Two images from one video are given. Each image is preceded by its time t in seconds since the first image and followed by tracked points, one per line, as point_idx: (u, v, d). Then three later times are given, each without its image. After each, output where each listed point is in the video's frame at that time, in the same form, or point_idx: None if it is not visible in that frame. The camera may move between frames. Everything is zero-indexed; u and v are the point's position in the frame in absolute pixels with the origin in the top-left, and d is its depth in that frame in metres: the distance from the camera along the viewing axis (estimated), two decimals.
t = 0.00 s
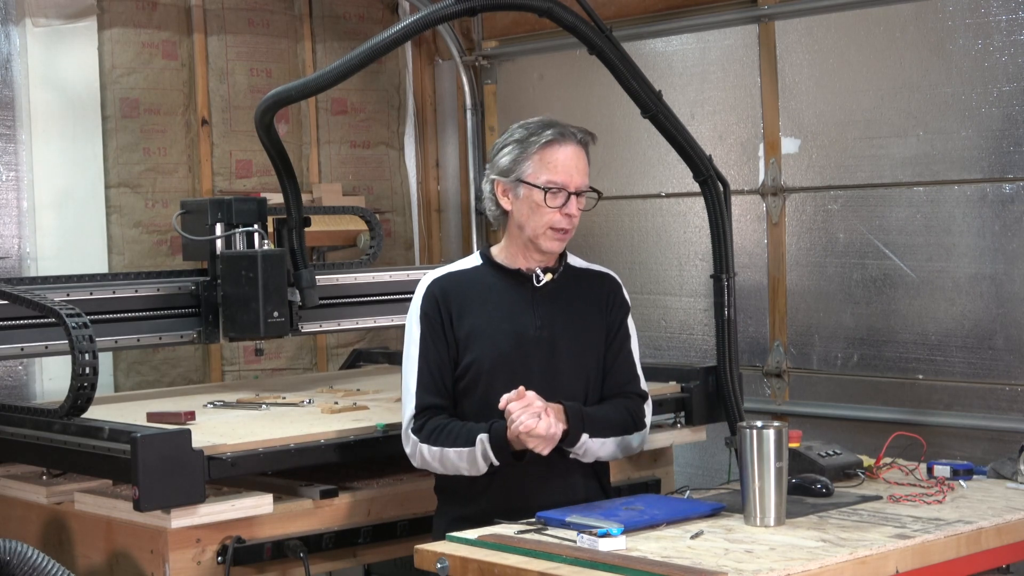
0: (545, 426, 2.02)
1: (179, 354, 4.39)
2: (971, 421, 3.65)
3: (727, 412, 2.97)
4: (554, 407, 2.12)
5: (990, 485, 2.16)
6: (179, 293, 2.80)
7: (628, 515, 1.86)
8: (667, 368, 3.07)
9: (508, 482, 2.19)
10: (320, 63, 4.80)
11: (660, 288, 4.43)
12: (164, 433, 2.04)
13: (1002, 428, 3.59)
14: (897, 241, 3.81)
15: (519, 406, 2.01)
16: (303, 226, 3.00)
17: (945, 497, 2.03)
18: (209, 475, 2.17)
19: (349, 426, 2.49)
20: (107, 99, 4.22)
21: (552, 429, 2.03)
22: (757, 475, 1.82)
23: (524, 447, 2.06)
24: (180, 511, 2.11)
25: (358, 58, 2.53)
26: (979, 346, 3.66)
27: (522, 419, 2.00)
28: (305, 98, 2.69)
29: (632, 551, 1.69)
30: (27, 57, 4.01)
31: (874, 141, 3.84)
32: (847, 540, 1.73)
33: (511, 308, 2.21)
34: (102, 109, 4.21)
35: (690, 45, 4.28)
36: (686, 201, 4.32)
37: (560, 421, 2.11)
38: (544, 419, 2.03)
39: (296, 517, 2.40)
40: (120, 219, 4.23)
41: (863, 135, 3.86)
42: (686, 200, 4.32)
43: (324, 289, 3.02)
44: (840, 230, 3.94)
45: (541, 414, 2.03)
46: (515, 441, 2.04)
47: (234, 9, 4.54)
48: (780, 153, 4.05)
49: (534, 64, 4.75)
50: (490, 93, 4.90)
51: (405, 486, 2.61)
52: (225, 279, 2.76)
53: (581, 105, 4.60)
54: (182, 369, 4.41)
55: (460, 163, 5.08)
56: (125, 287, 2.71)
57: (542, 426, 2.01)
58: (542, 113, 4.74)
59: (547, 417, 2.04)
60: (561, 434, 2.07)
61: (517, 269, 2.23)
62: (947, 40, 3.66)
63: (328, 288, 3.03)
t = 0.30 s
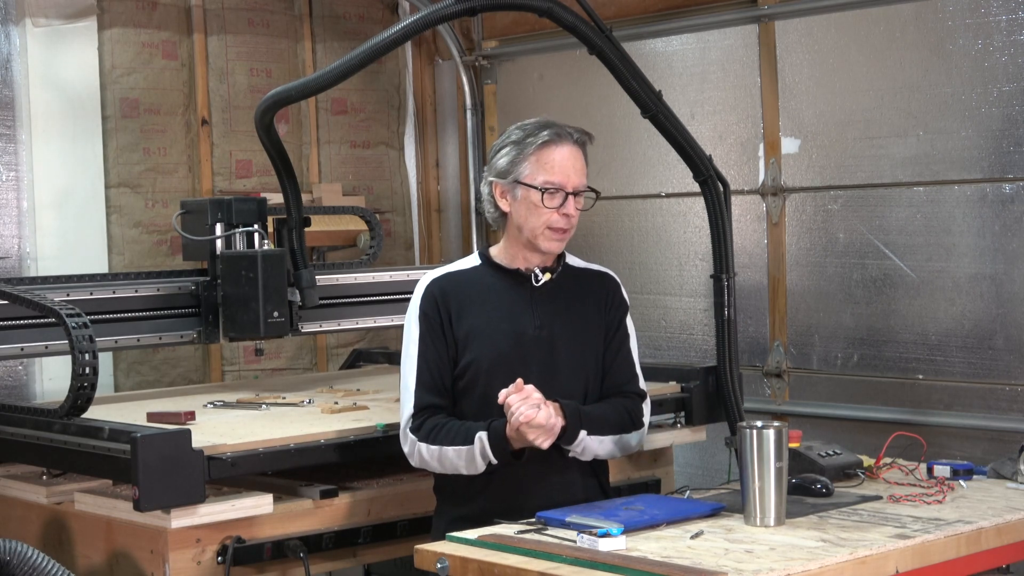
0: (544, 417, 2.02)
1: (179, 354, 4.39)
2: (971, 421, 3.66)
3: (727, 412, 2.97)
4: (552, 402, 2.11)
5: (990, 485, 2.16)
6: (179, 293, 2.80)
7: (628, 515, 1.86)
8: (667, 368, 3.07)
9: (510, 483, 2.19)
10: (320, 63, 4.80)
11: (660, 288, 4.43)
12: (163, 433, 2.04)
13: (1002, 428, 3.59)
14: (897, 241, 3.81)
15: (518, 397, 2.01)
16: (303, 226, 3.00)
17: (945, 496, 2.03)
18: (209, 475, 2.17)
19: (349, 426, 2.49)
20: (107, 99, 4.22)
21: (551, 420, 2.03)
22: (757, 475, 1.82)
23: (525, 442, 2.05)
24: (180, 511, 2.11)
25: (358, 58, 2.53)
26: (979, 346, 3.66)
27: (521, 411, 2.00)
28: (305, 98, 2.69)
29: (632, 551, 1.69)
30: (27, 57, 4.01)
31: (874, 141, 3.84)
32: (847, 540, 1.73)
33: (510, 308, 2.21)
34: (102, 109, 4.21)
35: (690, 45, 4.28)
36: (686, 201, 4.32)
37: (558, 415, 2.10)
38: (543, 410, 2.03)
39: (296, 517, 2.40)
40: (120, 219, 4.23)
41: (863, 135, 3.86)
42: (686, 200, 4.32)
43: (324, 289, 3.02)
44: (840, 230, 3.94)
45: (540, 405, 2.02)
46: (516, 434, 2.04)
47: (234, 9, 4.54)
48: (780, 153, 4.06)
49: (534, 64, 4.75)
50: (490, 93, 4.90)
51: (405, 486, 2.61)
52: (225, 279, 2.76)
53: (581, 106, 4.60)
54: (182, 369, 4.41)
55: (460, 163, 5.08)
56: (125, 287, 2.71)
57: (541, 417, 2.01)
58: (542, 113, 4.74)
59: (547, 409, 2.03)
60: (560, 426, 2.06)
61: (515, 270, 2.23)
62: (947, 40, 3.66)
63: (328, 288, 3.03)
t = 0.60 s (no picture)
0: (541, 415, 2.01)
1: (179, 354, 4.39)
2: (971, 421, 3.66)
3: (727, 412, 2.97)
4: (548, 400, 2.11)
5: (990, 485, 2.16)
6: (179, 293, 2.80)
7: (628, 515, 1.86)
8: (667, 368, 3.07)
9: (511, 481, 2.19)
10: (320, 63, 4.80)
11: (660, 288, 4.43)
12: (163, 433, 2.04)
13: (1002, 428, 3.59)
14: (897, 241, 3.81)
15: (514, 396, 2.00)
16: (303, 226, 3.00)
17: (945, 497, 2.03)
18: (209, 475, 2.17)
19: (349, 426, 2.49)
20: (107, 99, 4.22)
21: (548, 417, 2.03)
22: (757, 475, 1.82)
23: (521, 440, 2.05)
24: (180, 511, 2.11)
25: (358, 58, 2.53)
26: (979, 346, 3.66)
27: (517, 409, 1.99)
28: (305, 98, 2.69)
29: (632, 551, 1.69)
30: (27, 57, 4.01)
31: (874, 141, 3.84)
32: (847, 540, 1.73)
33: (508, 306, 2.21)
34: (102, 109, 4.21)
35: (690, 45, 4.28)
36: (686, 201, 4.32)
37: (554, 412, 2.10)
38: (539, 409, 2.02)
39: (296, 517, 2.40)
40: (120, 219, 4.23)
41: (863, 135, 3.86)
42: (686, 200, 4.32)
43: (324, 289, 3.02)
44: (840, 230, 3.94)
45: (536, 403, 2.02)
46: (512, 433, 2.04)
47: (234, 9, 4.54)
48: (780, 153, 4.05)
49: (534, 64, 4.75)
50: (490, 93, 4.90)
51: (405, 486, 2.61)
52: (225, 279, 2.76)
53: (581, 106, 4.60)
54: (182, 369, 4.41)
55: (460, 163, 5.08)
56: (125, 287, 2.71)
57: (537, 415, 2.00)
58: (542, 113, 4.74)
59: (543, 407, 2.03)
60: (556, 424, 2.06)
61: (513, 270, 2.23)
62: (947, 40, 3.66)
63: (328, 288, 3.03)
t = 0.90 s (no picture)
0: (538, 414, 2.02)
1: (179, 354, 4.39)
2: (971, 421, 3.65)
3: (727, 412, 2.97)
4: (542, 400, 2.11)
5: (990, 485, 2.16)
6: (179, 293, 2.80)
7: (628, 515, 1.86)
8: (667, 368, 3.07)
9: (510, 482, 2.19)
10: (320, 63, 4.80)
11: (660, 288, 4.43)
12: (164, 433, 2.04)
13: (1002, 428, 3.59)
14: (897, 241, 3.82)
15: (510, 399, 2.00)
16: (303, 226, 3.00)
17: (945, 496, 2.03)
18: (209, 475, 2.17)
19: (348, 426, 2.49)
20: (107, 99, 4.22)
21: (544, 416, 2.03)
22: (757, 476, 1.82)
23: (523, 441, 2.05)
24: (180, 511, 2.11)
25: (358, 58, 2.54)
26: (979, 346, 3.66)
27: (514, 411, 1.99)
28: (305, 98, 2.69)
29: (632, 551, 1.69)
30: (27, 57, 4.01)
31: (874, 141, 3.84)
32: (847, 540, 1.73)
33: (505, 306, 2.21)
34: (102, 109, 4.21)
35: (690, 45, 4.28)
36: (686, 201, 4.32)
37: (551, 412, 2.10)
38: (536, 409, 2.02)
39: (296, 517, 2.40)
40: (120, 218, 4.23)
41: (863, 135, 3.86)
42: (686, 200, 4.32)
43: (324, 289, 3.02)
44: (840, 230, 3.94)
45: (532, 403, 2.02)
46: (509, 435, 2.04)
47: (234, 9, 4.54)
48: (780, 153, 4.06)
49: (534, 64, 4.75)
50: (490, 93, 4.90)
51: (404, 486, 2.61)
52: (226, 279, 2.76)
53: (581, 106, 4.60)
54: (182, 369, 4.41)
55: (460, 163, 5.08)
56: (125, 287, 2.71)
57: (535, 414, 2.00)
58: (542, 113, 4.74)
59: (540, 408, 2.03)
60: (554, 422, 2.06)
61: (511, 270, 2.23)
62: (947, 40, 3.66)
63: (328, 288, 3.03)
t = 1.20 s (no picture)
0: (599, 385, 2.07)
1: (179, 353, 4.39)
2: (971, 421, 3.65)
3: (727, 412, 2.97)
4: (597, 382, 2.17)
5: (990, 485, 2.16)
6: (180, 293, 2.80)
7: (628, 515, 1.86)
8: (667, 368, 3.06)
9: (512, 484, 2.18)
10: (320, 63, 4.80)
11: (660, 288, 4.43)
12: (163, 433, 2.04)
13: (1002, 428, 3.59)
14: (897, 241, 3.82)
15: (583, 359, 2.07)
16: (303, 226, 3.00)
17: (945, 496, 2.03)
18: (209, 475, 2.17)
19: (349, 426, 2.49)
20: (107, 99, 4.22)
21: (525, 432, 1.97)
22: (757, 475, 1.82)
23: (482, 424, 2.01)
24: (180, 511, 2.11)
25: (358, 58, 2.54)
26: (979, 346, 3.66)
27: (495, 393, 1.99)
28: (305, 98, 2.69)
29: (632, 551, 1.69)
30: (27, 57, 4.01)
31: (874, 141, 3.84)
32: (847, 540, 1.73)
33: (504, 306, 2.21)
34: (102, 109, 4.21)
35: (690, 45, 4.28)
36: (686, 201, 4.32)
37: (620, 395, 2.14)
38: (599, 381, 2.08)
39: (297, 517, 2.40)
40: (120, 218, 4.23)
41: (863, 135, 3.86)
42: (686, 200, 4.32)
43: (324, 289, 3.02)
44: (840, 230, 3.94)
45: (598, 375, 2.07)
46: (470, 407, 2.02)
47: (234, 9, 4.54)
48: (780, 153, 4.06)
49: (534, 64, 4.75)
50: (490, 93, 4.90)
51: (405, 486, 2.61)
52: (226, 279, 2.76)
53: (581, 106, 4.60)
54: (182, 369, 4.41)
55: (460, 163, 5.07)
56: (125, 287, 2.71)
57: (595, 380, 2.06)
58: (543, 113, 4.74)
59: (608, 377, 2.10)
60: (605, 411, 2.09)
61: (507, 269, 2.23)
62: (947, 40, 3.66)
63: (328, 288, 3.03)
